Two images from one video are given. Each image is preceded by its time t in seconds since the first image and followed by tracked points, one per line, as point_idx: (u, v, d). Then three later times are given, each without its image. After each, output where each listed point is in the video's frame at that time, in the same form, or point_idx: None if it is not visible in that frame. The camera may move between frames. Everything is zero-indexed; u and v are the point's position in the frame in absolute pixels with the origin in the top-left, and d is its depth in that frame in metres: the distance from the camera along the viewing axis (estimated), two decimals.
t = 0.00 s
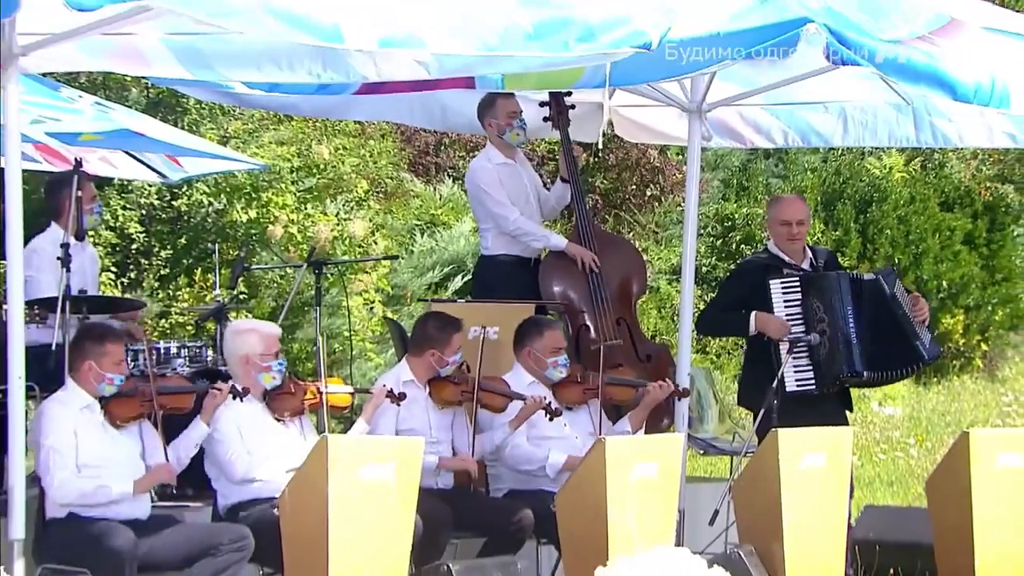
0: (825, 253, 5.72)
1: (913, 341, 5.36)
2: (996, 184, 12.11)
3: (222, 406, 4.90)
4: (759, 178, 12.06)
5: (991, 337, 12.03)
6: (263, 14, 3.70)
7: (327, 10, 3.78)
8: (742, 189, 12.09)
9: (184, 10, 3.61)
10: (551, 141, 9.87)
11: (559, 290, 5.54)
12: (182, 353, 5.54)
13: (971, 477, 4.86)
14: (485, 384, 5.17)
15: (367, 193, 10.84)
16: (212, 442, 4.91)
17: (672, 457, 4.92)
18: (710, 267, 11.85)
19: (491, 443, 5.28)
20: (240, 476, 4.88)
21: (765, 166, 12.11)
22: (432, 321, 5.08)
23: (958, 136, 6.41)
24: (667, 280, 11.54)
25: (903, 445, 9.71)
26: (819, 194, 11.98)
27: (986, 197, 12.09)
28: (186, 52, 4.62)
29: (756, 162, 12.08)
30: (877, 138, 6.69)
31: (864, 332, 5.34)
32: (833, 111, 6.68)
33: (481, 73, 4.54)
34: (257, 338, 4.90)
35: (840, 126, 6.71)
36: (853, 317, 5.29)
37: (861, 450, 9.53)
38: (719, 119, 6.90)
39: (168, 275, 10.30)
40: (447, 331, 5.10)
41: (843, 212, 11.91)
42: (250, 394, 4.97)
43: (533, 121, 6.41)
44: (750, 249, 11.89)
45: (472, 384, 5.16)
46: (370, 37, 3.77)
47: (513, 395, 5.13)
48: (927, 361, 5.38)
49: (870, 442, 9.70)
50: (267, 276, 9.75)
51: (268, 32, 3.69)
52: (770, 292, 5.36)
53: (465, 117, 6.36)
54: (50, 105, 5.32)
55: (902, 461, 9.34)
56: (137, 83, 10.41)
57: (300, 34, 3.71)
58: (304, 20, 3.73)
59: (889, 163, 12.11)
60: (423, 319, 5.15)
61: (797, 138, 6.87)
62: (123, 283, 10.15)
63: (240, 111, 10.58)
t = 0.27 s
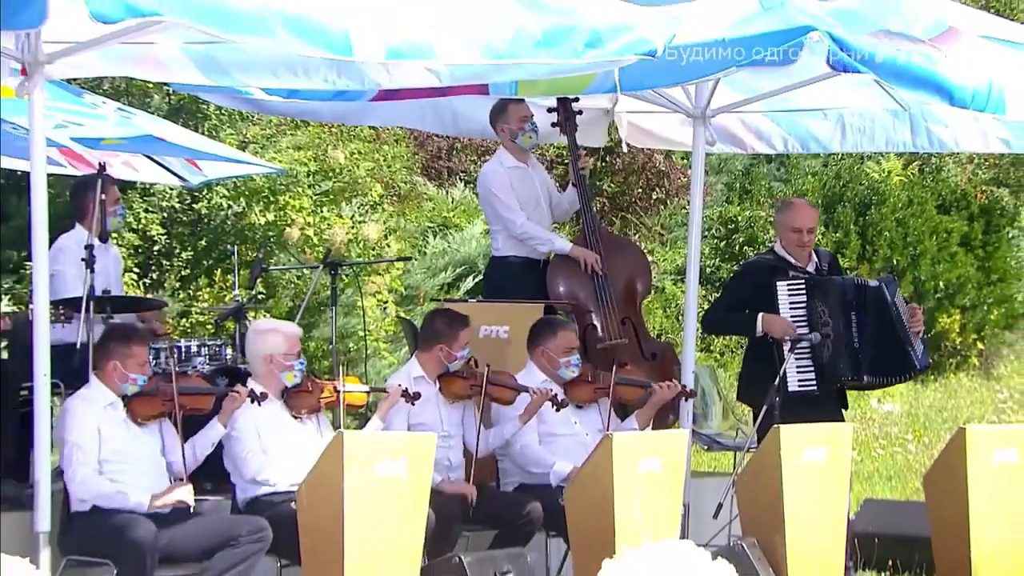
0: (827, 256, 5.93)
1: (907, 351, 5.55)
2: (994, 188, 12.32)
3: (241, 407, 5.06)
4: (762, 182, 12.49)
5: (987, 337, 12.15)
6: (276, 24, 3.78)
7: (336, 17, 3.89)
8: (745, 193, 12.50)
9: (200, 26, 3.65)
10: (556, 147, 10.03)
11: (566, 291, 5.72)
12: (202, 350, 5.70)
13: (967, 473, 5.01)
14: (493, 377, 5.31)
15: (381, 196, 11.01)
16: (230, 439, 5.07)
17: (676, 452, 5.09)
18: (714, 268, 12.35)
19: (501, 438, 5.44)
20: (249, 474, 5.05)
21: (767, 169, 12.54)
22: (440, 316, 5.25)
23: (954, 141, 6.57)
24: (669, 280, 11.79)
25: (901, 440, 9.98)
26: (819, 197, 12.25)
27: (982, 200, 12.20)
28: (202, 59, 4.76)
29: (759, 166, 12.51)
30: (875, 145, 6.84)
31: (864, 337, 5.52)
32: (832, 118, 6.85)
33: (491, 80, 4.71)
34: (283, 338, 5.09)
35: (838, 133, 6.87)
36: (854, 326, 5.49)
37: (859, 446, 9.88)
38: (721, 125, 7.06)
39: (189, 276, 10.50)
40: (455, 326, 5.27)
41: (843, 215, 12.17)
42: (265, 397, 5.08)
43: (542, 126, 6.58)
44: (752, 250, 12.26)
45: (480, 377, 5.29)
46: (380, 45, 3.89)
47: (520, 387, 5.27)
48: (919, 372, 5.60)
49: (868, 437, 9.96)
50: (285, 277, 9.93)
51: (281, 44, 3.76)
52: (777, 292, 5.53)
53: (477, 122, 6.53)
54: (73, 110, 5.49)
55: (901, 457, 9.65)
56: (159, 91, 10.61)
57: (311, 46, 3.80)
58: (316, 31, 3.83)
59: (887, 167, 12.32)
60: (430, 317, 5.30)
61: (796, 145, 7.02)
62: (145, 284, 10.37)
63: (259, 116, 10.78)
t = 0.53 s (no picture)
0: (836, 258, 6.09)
1: (908, 360, 5.67)
2: (996, 192, 12.86)
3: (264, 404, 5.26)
4: (770, 186, 12.68)
5: (987, 334, 12.73)
6: (309, 34, 3.96)
7: (367, 28, 4.05)
8: (754, 198, 12.67)
9: (233, 35, 3.83)
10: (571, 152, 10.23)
11: (580, 291, 5.92)
12: (229, 349, 5.90)
13: (968, 468, 5.18)
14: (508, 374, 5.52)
15: (401, 200, 11.25)
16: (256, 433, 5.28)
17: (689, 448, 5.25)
18: (724, 268, 12.49)
19: (516, 432, 5.62)
20: (272, 467, 5.25)
21: (776, 173, 12.72)
22: (458, 315, 5.44)
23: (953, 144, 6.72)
24: (680, 280, 12.02)
25: (904, 434, 10.02)
26: (825, 200, 12.60)
27: (983, 204, 12.80)
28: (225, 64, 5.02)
29: (767, 171, 12.70)
30: (877, 149, 7.02)
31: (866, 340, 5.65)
32: (835, 123, 7.03)
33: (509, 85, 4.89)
34: (311, 338, 5.28)
35: (841, 137, 7.06)
36: (861, 334, 5.66)
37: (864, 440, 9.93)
38: (728, 130, 7.28)
39: (217, 276, 10.74)
40: (471, 324, 5.45)
41: (848, 217, 12.38)
42: (291, 395, 5.25)
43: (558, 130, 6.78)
44: (761, 251, 12.40)
45: (495, 373, 5.52)
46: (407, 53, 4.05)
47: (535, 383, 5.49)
48: (917, 377, 5.70)
49: (873, 432, 10.03)
50: (309, 278, 10.15)
51: (312, 50, 3.95)
52: (789, 295, 5.78)
53: (495, 127, 6.72)
54: (104, 116, 5.68)
55: (904, 451, 9.61)
56: (188, 97, 10.82)
57: (339, 52, 3.98)
58: (346, 39, 3.99)
59: (891, 171, 12.75)
60: (448, 314, 5.49)
61: (801, 149, 7.23)
62: (175, 284, 10.65)
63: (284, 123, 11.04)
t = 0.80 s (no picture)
0: (845, 261, 6.26)
1: (913, 357, 5.84)
2: (998, 196, 13.01)
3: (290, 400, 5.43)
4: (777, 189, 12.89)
5: (990, 334, 12.90)
6: (336, 43, 4.16)
7: (392, 39, 4.24)
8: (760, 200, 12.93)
9: (262, 43, 4.01)
10: (583, 156, 10.40)
11: (595, 290, 6.11)
12: (254, 346, 6.11)
13: (969, 462, 5.36)
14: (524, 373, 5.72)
15: (421, 203, 11.47)
16: (282, 426, 5.45)
17: (697, 442, 5.44)
18: (732, 269, 12.74)
19: (531, 429, 5.81)
20: (303, 454, 5.42)
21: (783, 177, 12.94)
22: (476, 316, 5.63)
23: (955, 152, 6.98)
24: (690, 281, 12.21)
25: (907, 431, 10.18)
26: (830, 203, 12.83)
27: (984, 206, 12.98)
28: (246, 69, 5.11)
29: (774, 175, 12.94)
30: (878, 154, 7.29)
31: (874, 339, 5.83)
32: (839, 129, 7.32)
33: (524, 89, 5.06)
34: (338, 338, 5.49)
35: (845, 142, 7.33)
36: (868, 329, 5.83)
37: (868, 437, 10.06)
38: (735, 135, 7.52)
39: (242, 276, 10.94)
40: (489, 324, 5.64)
41: (853, 220, 12.54)
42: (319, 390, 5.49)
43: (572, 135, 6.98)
44: (768, 253, 12.63)
45: (511, 372, 5.71)
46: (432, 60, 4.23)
47: (549, 383, 5.69)
48: (923, 376, 5.89)
49: (877, 428, 10.18)
50: (330, 278, 10.35)
51: (341, 58, 4.14)
52: (798, 294, 5.91)
53: (512, 131, 6.93)
54: (136, 124, 5.91)
55: (908, 445, 9.89)
56: (214, 104, 11.03)
57: (368, 59, 4.17)
58: (374, 47, 4.18)
59: (894, 174, 12.92)
60: (465, 314, 5.69)
61: (805, 155, 7.46)
62: (201, 284, 10.84)
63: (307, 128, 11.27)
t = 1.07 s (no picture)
0: (851, 258, 6.40)
1: (921, 343, 6.01)
2: (997, 198, 13.51)
3: (308, 396, 5.57)
4: (782, 191, 13.08)
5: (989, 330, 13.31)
6: (349, 50, 4.18)
7: (400, 41, 4.29)
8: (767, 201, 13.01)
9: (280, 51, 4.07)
10: (594, 158, 10.57)
11: (606, 290, 6.27)
12: (273, 344, 6.28)
13: (969, 457, 5.49)
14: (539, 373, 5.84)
15: (435, 204, 11.64)
16: (302, 422, 5.60)
17: (703, 437, 5.58)
18: (739, 269, 12.70)
19: (545, 426, 5.92)
20: (326, 450, 5.59)
21: (789, 179, 13.13)
22: (492, 316, 5.77)
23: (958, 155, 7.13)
24: (698, 280, 12.39)
25: (908, 427, 10.36)
26: (835, 205, 13.01)
27: (984, 208, 13.45)
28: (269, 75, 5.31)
29: (780, 177, 13.13)
30: (882, 159, 7.40)
31: (879, 332, 5.99)
32: (844, 132, 7.47)
33: (535, 95, 5.18)
34: (359, 337, 5.61)
35: (849, 146, 7.45)
36: (871, 322, 5.99)
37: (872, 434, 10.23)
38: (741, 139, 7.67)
39: (262, 276, 11.06)
40: (504, 325, 5.78)
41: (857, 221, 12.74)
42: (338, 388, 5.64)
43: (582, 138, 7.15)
44: (775, 253, 12.71)
45: (525, 372, 5.83)
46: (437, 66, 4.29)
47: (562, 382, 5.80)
48: (931, 362, 6.04)
49: (881, 424, 10.37)
50: (347, 278, 10.51)
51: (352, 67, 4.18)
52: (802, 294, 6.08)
53: (525, 134, 7.09)
54: (156, 127, 6.04)
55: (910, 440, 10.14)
56: (234, 109, 11.21)
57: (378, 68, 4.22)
58: (381, 54, 4.22)
59: (897, 177, 13.18)
60: (482, 314, 5.83)
61: (809, 158, 7.61)
62: (221, 285, 10.94)
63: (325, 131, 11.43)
